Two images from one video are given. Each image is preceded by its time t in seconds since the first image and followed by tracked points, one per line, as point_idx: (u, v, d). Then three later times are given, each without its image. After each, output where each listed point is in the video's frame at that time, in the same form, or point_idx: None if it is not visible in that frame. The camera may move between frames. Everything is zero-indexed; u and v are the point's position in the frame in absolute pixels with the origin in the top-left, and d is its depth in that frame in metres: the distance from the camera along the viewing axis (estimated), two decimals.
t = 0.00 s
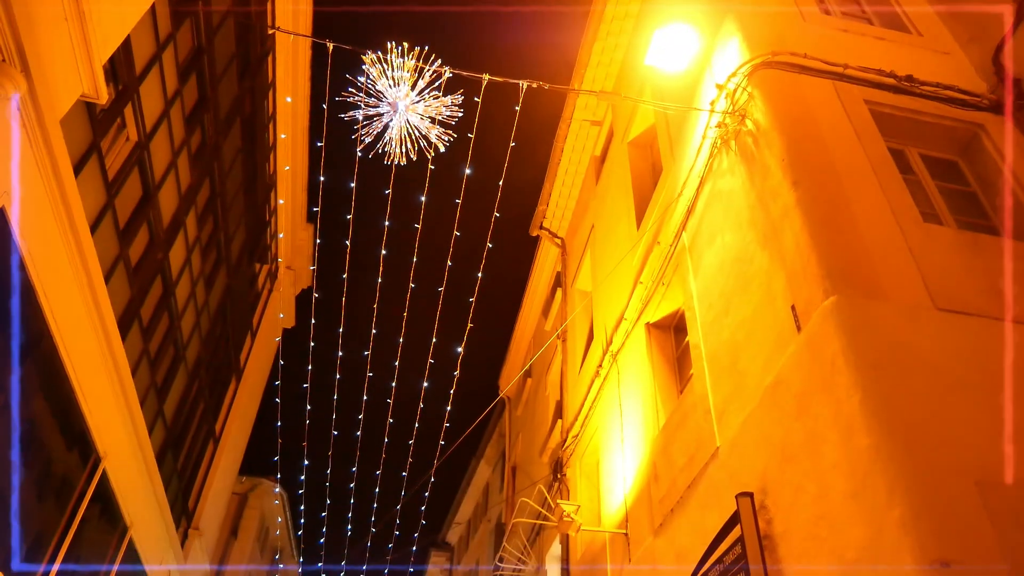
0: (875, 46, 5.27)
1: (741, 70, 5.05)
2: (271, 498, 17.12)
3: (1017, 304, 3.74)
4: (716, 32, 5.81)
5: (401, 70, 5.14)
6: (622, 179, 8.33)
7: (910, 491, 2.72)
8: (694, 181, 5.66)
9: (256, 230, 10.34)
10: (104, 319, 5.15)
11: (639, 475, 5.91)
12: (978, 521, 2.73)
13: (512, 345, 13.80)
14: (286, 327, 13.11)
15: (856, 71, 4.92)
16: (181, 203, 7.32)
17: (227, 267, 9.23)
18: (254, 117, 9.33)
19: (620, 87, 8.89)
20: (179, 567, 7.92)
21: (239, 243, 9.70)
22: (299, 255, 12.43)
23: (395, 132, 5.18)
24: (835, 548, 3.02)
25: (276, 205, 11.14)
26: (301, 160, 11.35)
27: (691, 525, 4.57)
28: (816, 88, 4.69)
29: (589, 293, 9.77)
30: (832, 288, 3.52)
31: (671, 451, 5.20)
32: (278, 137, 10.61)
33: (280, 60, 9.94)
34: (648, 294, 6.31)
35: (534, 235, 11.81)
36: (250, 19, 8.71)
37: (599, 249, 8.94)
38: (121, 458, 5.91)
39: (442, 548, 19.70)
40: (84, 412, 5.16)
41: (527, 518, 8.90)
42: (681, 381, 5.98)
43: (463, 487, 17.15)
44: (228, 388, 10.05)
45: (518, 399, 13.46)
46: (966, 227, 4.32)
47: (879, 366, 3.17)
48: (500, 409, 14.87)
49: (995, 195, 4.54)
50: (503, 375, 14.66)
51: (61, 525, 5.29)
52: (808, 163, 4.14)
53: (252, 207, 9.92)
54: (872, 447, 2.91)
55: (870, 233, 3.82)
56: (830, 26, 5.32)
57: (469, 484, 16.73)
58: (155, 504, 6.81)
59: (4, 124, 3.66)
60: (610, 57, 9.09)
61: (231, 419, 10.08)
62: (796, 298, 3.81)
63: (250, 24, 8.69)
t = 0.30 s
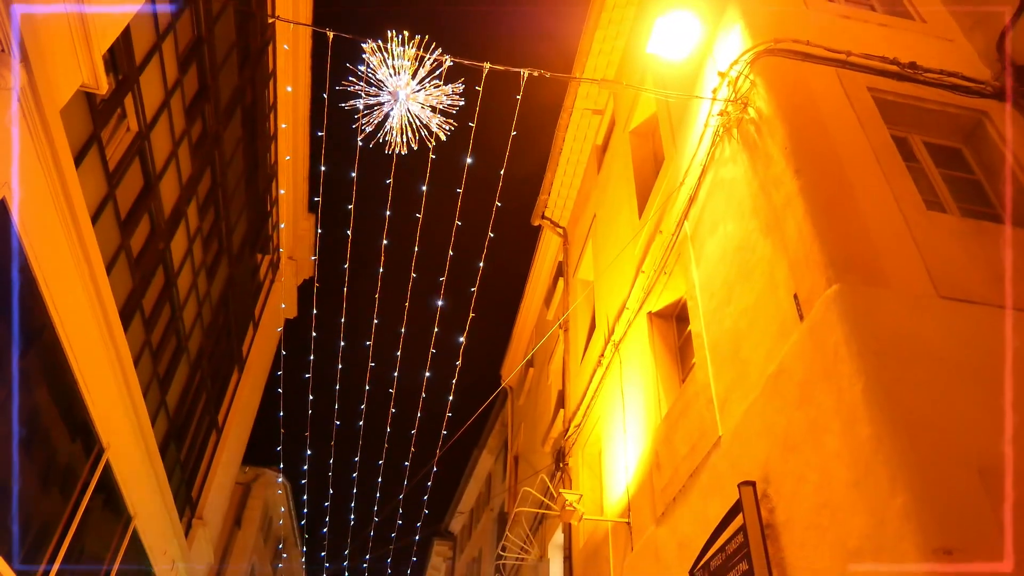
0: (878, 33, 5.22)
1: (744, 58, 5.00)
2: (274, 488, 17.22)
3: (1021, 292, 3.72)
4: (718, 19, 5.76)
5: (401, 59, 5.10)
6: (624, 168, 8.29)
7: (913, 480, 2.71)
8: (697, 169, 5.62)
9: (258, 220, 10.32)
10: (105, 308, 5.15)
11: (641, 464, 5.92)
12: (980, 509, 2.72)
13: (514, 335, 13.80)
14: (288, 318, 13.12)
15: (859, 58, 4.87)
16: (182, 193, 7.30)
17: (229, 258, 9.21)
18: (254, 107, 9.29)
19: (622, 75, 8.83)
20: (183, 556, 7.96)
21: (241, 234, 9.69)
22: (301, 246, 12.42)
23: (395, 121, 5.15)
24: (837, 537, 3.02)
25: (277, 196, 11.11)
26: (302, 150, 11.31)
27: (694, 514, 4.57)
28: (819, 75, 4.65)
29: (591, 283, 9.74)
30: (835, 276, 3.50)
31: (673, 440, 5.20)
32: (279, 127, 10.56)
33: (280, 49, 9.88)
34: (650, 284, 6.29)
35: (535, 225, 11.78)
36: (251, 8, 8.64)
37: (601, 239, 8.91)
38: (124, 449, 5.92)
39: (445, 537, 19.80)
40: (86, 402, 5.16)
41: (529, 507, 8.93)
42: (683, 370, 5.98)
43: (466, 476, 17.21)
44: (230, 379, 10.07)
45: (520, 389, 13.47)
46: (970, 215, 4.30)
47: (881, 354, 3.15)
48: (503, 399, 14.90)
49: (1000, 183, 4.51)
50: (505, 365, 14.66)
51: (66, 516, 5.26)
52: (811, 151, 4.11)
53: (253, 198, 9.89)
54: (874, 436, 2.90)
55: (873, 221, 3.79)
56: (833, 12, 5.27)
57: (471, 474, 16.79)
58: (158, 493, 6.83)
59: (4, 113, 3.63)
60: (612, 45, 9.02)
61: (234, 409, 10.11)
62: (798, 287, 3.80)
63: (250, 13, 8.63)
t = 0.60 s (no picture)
0: (884, 19, 5.16)
1: (747, 46, 4.96)
2: (279, 479, 17.31)
3: None
4: (722, 7, 5.70)
5: (403, 48, 5.06)
6: (627, 157, 8.25)
7: (918, 469, 2.70)
8: (700, 158, 5.59)
9: (261, 212, 10.30)
10: (108, 299, 5.15)
11: (644, 454, 5.93)
12: (986, 498, 2.71)
13: (517, 325, 13.80)
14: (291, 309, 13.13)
15: (865, 45, 4.79)
16: (185, 185, 7.28)
17: (232, 249, 9.21)
18: (256, 98, 9.25)
19: (625, 64, 8.77)
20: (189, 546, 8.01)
21: (244, 225, 9.68)
22: (304, 237, 12.42)
23: (397, 111, 5.12)
24: (841, 526, 3.01)
25: (280, 187, 11.08)
26: (304, 141, 11.27)
27: (697, 503, 4.57)
28: (824, 62, 4.60)
29: (594, 273, 9.72)
30: (839, 265, 3.47)
31: (677, 430, 5.20)
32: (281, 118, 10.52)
33: (281, 40, 9.83)
34: (654, 274, 6.27)
35: (538, 215, 11.74)
36: None
37: (604, 229, 8.89)
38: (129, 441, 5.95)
39: (449, 527, 19.91)
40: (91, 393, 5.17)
41: (533, 497, 8.96)
42: (686, 360, 5.97)
43: (470, 466, 17.27)
44: (235, 370, 10.09)
45: (524, 379, 13.49)
46: (976, 203, 4.26)
47: (886, 343, 3.13)
48: (506, 390, 14.92)
49: (1006, 170, 4.46)
50: (509, 355, 14.67)
51: (71, 508, 5.25)
52: (815, 139, 4.08)
53: (256, 189, 9.88)
54: (879, 425, 2.89)
55: (878, 209, 3.76)
56: None
57: (475, 464, 16.85)
58: (163, 483, 6.86)
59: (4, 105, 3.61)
60: (615, 33, 8.96)
61: (238, 401, 10.14)
62: (802, 276, 3.77)
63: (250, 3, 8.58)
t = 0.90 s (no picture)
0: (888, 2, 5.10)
1: (750, 30, 4.90)
2: (281, 467, 17.37)
3: None
4: None
5: (402, 33, 5.01)
6: (628, 143, 8.20)
7: (921, 455, 2.68)
8: (702, 145, 5.55)
9: (261, 200, 10.26)
10: (108, 288, 5.14)
11: (646, 441, 5.93)
12: (988, 484, 2.70)
13: (519, 313, 13.78)
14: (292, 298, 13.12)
15: (867, 28, 4.66)
16: (184, 173, 7.25)
17: (232, 238, 9.19)
18: (255, 86, 9.19)
19: (626, 49, 8.69)
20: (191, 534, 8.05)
21: (244, 214, 9.64)
22: (304, 225, 12.37)
23: (397, 98, 5.08)
24: (843, 513, 3.01)
25: (280, 174, 11.04)
26: (304, 129, 11.21)
27: (699, 490, 4.57)
28: (827, 46, 4.55)
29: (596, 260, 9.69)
30: (842, 251, 3.45)
31: (678, 417, 5.19)
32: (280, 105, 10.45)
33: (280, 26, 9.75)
34: (655, 261, 6.25)
35: (539, 202, 11.69)
36: None
37: (605, 216, 8.85)
38: (131, 429, 5.95)
39: (451, 514, 19.99)
40: (93, 381, 5.16)
41: (535, 485, 8.98)
42: (688, 347, 5.96)
43: (471, 453, 17.31)
44: (236, 359, 10.10)
45: (525, 366, 13.51)
46: (979, 189, 4.23)
47: (888, 329, 3.12)
48: (507, 377, 14.93)
49: (1010, 155, 4.42)
50: (510, 342, 14.66)
51: (74, 496, 5.23)
52: (817, 124, 4.04)
53: (256, 177, 9.84)
54: (880, 412, 2.88)
55: (881, 195, 3.73)
56: None
57: (477, 452, 16.89)
58: (166, 470, 6.88)
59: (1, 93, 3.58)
60: (616, 19, 8.88)
61: (240, 389, 10.15)
62: (804, 262, 3.75)
63: None
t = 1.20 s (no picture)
0: None
1: (752, 12, 4.84)
2: (283, 453, 17.45)
3: None
4: None
5: (401, 16, 4.96)
6: (629, 127, 8.14)
7: (924, 439, 2.67)
8: (704, 128, 5.50)
9: (261, 187, 10.22)
10: (109, 276, 5.13)
11: (647, 427, 5.94)
12: (990, 467, 2.69)
13: (520, 298, 13.77)
14: (293, 284, 13.11)
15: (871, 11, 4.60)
16: (184, 159, 7.21)
17: (233, 225, 9.16)
18: (254, 71, 9.12)
19: (627, 32, 8.61)
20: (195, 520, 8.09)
21: (244, 200, 9.60)
22: (305, 211, 12.32)
23: (396, 81, 5.03)
24: (845, 497, 3.01)
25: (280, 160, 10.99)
26: (303, 114, 11.14)
27: (700, 474, 4.58)
28: (830, 27, 4.49)
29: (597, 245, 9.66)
30: (844, 235, 3.42)
31: (680, 401, 5.19)
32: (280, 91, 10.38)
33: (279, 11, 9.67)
34: (657, 245, 6.22)
35: (540, 187, 11.63)
36: None
37: (606, 201, 8.81)
38: (133, 415, 5.96)
39: (454, 499, 20.09)
40: (94, 368, 5.16)
41: (537, 469, 9.02)
42: (690, 332, 5.95)
43: (474, 438, 17.37)
44: (238, 345, 10.11)
45: (527, 351, 13.51)
46: (983, 171, 4.18)
47: (891, 313, 3.10)
48: (509, 362, 14.94)
49: (1015, 137, 4.37)
50: (511, 328, 14.66)
51: (77, 482, 5.23)
52: (820, 106, 4.00)
53: (256, 164, 9.80)
54: (882, 395, 2.87)
55: (884, 178, 3.70)
56: None
57: (479, 437, 16.95)
58: (169, 456, 6.91)
59: None
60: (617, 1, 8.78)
61: (242, 376, 10.17)
62: (807, 246, 3.73)
63: None
